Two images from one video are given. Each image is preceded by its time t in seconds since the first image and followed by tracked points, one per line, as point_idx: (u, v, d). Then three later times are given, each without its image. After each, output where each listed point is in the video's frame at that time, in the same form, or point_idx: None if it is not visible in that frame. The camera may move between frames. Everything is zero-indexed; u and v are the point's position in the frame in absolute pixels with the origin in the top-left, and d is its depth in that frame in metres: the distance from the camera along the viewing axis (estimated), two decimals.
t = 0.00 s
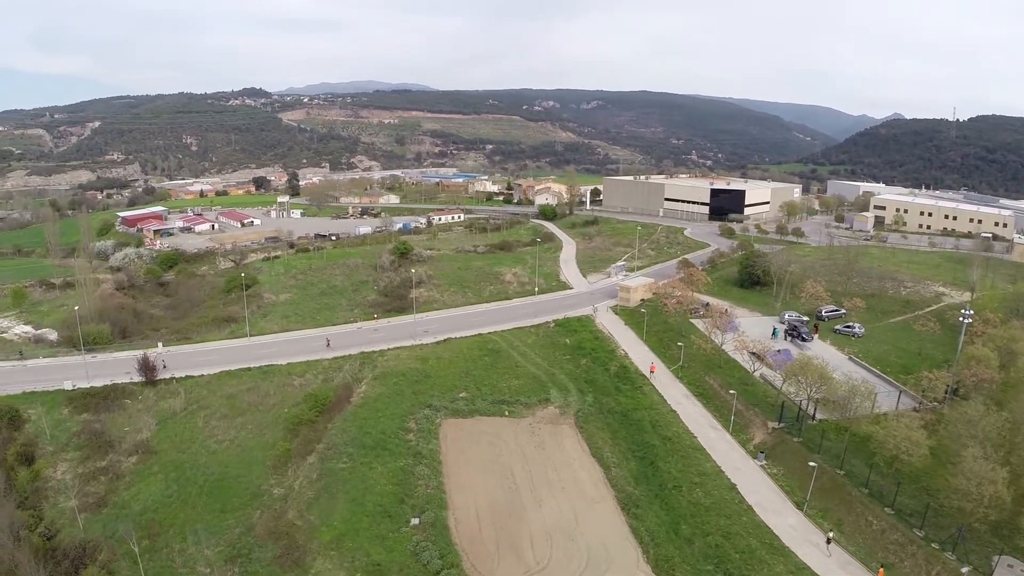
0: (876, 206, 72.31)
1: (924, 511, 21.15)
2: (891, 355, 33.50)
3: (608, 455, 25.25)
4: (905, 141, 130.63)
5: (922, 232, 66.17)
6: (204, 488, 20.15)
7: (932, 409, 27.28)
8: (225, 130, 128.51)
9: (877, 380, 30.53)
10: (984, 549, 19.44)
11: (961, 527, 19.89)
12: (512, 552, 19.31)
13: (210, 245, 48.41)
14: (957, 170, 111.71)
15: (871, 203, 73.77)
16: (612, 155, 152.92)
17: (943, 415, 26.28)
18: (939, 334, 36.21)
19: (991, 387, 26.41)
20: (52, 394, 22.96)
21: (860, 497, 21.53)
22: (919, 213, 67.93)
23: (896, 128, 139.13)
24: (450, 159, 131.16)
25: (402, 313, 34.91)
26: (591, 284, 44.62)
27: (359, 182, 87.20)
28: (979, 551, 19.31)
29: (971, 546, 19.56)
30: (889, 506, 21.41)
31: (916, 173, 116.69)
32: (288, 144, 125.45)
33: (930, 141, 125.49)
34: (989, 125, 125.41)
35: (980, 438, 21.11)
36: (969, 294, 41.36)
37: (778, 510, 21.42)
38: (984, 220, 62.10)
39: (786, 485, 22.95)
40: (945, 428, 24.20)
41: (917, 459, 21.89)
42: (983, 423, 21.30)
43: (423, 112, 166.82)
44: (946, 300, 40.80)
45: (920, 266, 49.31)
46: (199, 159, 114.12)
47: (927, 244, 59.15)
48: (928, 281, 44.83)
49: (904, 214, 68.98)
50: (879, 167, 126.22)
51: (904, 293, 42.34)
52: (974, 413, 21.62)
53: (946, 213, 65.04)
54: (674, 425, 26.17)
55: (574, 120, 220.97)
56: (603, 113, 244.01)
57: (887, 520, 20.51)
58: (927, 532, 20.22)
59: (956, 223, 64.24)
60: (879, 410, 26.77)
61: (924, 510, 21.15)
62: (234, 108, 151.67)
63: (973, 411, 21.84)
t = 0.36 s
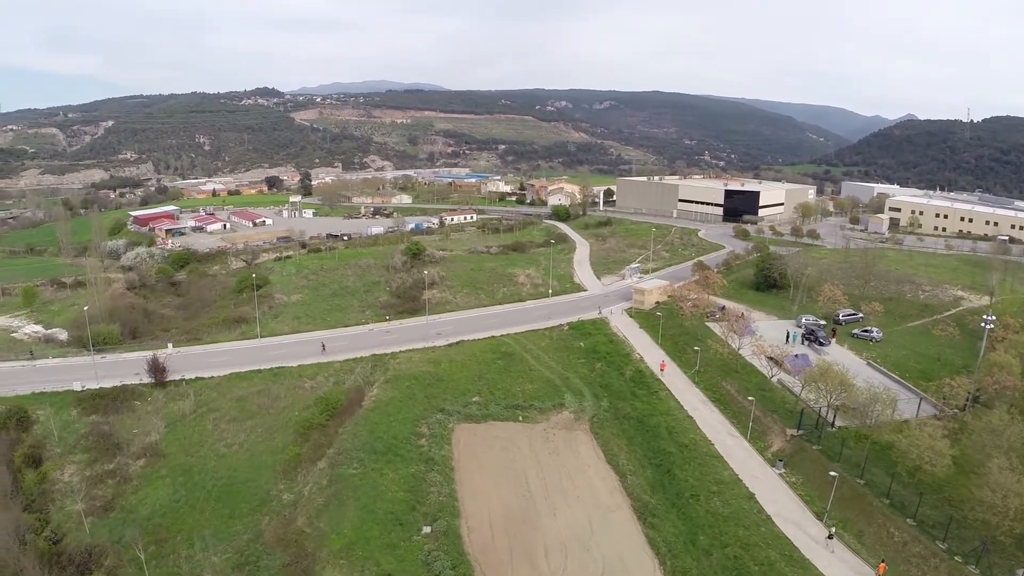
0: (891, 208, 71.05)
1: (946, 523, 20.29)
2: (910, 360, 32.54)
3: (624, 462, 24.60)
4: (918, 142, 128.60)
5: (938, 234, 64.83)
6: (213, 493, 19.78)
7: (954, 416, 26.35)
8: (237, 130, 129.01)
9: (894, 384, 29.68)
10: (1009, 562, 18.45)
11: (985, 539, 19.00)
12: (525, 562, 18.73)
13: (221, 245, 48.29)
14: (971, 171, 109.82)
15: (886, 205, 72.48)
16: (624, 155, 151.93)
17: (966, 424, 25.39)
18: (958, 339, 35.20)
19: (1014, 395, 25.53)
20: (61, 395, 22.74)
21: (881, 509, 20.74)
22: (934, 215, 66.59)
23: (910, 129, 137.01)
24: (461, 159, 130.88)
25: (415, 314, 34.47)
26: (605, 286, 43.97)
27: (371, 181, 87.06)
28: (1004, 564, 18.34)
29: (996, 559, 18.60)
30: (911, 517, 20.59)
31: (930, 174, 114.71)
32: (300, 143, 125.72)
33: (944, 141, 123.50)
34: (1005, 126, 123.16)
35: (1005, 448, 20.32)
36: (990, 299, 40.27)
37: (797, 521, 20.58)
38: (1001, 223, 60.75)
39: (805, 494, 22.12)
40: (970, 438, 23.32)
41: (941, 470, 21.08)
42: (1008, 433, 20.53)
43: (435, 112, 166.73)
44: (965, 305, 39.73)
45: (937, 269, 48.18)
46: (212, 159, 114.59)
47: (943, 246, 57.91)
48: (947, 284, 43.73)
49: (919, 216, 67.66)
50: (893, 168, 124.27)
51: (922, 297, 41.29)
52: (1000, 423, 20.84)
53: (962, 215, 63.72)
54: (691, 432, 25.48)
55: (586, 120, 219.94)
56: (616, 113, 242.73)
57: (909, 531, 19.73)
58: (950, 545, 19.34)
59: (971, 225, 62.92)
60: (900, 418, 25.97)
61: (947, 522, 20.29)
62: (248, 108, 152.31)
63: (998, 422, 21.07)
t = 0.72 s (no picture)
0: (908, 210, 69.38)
1: (972, 536, 19.47)
2: (931, 366, 31.46)
3: (641, 471, 23.86)
4: (934, 144, 126.09)
5: (956, 237, 63.19)
6: (223, 498, 19.40)
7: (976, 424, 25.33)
8: (252, 130, 129.65)
9: (914, 391, 28.66)
10: None
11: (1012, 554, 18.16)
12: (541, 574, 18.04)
13: (235, 245, 48.19)
14: (987, 174, 107.48)
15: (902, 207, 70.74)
16: (638, 156, 150.70)
17: (991, 434, 24.39)
18: (980, 345, 33.98)
19: None
20: (71, 396, 22.49)
21: (905, 521, 19.90)
22: (952, 217, 64.92)
23: (926, 131, 134.41)
24: (475, 160, 130.46)
25: (429, 316, 33.98)
26: (622, 288, 43.19)
27: (385, 182, 86.88)
28: None
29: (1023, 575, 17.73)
30: (935, 530, 19.77)
31: (945, 176, 112.30)
32: (315, 144, 126.02)
33: (960, 143, 121.03)
34: None
35: None
36: (1013, 304, 38.93)
37: (816, 532, 19.74)
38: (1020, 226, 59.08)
39: (826, 504, 21.26)
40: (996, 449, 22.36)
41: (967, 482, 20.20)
42: None
43: (449, 112, 166.63)
44: (987, 310, 38.44)
45: (956, 273, 46.81)
46: (227, 159, 115.23)
47: (962, 249, 56.37)
48: (967, 289, 42.41)
49: (936, 219, 65.98)
50: (909, 170, 121.81)
51: (943, 301, 40.02)
52: None
53: (980, 218, 62.08)
54: (710, 440, 24.66)
55: (601, 121, 218.73)
56: (630, 113, 241.22)
57: (933, 545, 18.94)
58: (975, 559, 18.57)
59: (990, 228, 61.29)
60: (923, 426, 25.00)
61: (972, 536, 19.38)
62: (263, 108, 153.10)
63: None
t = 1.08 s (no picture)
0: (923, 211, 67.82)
1: (995, 548, 18.61)
2: (949, 371, 30.53)
3: (656, 477, 23.21)
4: (948, 145, 123.92)
5: (972, 240, 61.61)
6: (231, 503, 19.06)
7: (995, 432, 24.44)
8: (265, 129, 130.18)
9: (931, 397, 27.84)
10: None
11: None
12: None
13: (248, 244, 48.10)
14: (1001, 174, 105.29)
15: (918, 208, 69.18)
16: (651, 156, 149.53)
17: (1013, 444, 23.46)
18: (999, 350, 32.91)
19: None
20: (80, 397, 22.30)
21: (926, 531, 19.14)
22: (968, 219, 63.28)
23: (940, 132, 132.09)
24: (488, 159, 130.01)
25: (441, 317, 33.52)
26: (636, 290, 42.49)
27: (398, 181, 86.73)
28: None
29: None
30: (955, 541, 18.94)
31: (959, 177, 110.17)
32: (328, 143, 126.26)
33: (974, 144, 118.84)
34: None
35: None
36: None
37: (837, 543, 19.01)
38: None
39: (844, 513, 20.52)
40: (1022, 458, 21.56)
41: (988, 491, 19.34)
42: None
43: (462, 112, 166.36)
44: (1006, 314, 37.29)
45: (974, 276, 45.59)
46: (240, 158, 115.73)
47: (978, 252, 54.92)
48: (986, 292, 41.21)
49: (952, 220, 64.38)
50: (922, 171, 119.65)
51: (960, 305, 38.91)
52: None
53: (996, 220, 60.42)
54: (726, 446, 23.96)
55: (614, 121, 217.52)
56: (643, 113, 239.68)
57: (955, 557, 18.17)
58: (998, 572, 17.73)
59: (1006, 231, 59.62)
60: (943, 433, 24.18)
61: (994, 547, 18.64)
62: (276, 107, 153.75)
63: None
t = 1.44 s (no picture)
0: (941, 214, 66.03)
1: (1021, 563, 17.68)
2: (971, 379, 29.44)
3: (674, 486, 22.46)
4: (965, 147, 121.39)
5: (990, 243, 59.81)
6: (242, 509, 18.69)
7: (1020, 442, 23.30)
8: (280, 130, 130.87)
9: (953, 405, 26.88)
10: None
11: None
12: None
13: (262, 245, 48.04)
14: (1019, 177, 102.75)
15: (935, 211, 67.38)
16: (666, 158, 148.22)
17: None
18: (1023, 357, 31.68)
19: None
20: (92, 399, 22.10)
21: (949, 545, 18.27)
22: (987, 222, 61.42)
23: (956, 133, 129.37)
24: (504, 160, 129.57)
25: (455, 320, 33.02)
26: (652, 294, 41.71)
27: (413, 182, 86.58)
28: None
29: None
30: (980, 555, 18.03)
31: (976, 180, 107.81)
32: (343, 144, 126.62)
33: (991, 146, 116.33)
34: None
35: None
36: None
37: (862, 557, 18.18)
38: None
39: (866, 525, 19.64)
40: None
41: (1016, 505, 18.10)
42: None
43: (476, 113, 166.14)
44: None
45: (996, 281, 44.18)
46: (255, 158, 116.42)
47: (999, 256, 53.30)
48: (1007, 297, 39.84)
49: (970, 224, 62.57)
50: (938, 173, 117.21)
51: (981, 311, 37.64)
52: None
53: (1016, 223, 58.55)
54: (746, 455, 23.18)
55: (628, 122, 216.31)
56: (658, 115, 238.05)
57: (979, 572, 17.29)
58: None
59: None
60: (970, 444, 23.19)
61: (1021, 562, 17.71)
62: (291, 108, 154.55)
63: None
